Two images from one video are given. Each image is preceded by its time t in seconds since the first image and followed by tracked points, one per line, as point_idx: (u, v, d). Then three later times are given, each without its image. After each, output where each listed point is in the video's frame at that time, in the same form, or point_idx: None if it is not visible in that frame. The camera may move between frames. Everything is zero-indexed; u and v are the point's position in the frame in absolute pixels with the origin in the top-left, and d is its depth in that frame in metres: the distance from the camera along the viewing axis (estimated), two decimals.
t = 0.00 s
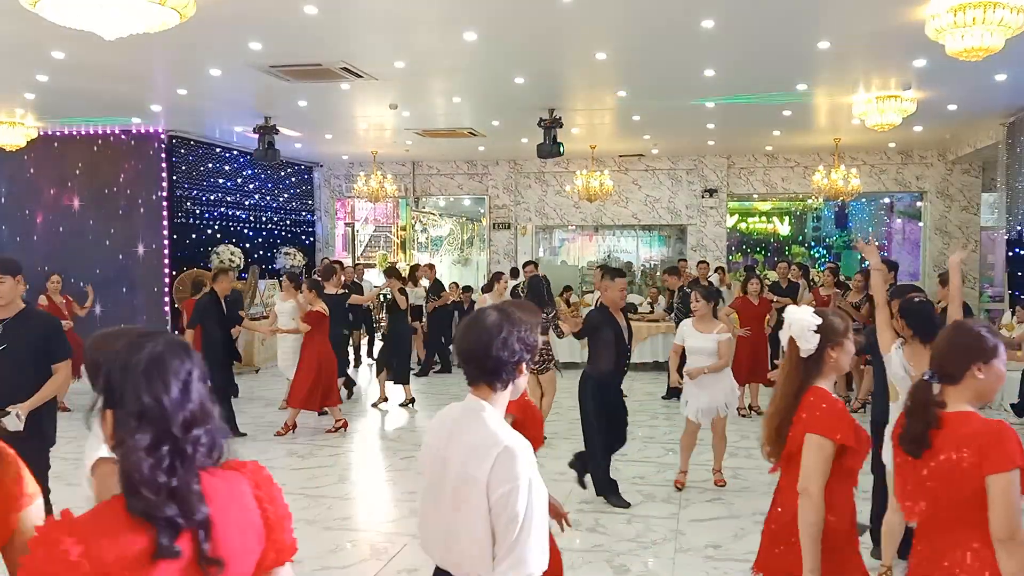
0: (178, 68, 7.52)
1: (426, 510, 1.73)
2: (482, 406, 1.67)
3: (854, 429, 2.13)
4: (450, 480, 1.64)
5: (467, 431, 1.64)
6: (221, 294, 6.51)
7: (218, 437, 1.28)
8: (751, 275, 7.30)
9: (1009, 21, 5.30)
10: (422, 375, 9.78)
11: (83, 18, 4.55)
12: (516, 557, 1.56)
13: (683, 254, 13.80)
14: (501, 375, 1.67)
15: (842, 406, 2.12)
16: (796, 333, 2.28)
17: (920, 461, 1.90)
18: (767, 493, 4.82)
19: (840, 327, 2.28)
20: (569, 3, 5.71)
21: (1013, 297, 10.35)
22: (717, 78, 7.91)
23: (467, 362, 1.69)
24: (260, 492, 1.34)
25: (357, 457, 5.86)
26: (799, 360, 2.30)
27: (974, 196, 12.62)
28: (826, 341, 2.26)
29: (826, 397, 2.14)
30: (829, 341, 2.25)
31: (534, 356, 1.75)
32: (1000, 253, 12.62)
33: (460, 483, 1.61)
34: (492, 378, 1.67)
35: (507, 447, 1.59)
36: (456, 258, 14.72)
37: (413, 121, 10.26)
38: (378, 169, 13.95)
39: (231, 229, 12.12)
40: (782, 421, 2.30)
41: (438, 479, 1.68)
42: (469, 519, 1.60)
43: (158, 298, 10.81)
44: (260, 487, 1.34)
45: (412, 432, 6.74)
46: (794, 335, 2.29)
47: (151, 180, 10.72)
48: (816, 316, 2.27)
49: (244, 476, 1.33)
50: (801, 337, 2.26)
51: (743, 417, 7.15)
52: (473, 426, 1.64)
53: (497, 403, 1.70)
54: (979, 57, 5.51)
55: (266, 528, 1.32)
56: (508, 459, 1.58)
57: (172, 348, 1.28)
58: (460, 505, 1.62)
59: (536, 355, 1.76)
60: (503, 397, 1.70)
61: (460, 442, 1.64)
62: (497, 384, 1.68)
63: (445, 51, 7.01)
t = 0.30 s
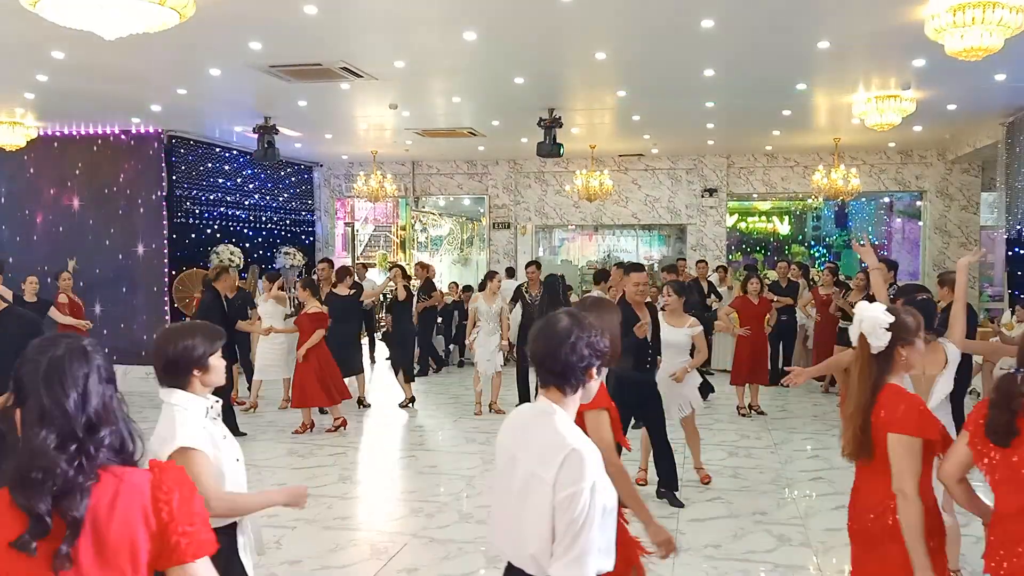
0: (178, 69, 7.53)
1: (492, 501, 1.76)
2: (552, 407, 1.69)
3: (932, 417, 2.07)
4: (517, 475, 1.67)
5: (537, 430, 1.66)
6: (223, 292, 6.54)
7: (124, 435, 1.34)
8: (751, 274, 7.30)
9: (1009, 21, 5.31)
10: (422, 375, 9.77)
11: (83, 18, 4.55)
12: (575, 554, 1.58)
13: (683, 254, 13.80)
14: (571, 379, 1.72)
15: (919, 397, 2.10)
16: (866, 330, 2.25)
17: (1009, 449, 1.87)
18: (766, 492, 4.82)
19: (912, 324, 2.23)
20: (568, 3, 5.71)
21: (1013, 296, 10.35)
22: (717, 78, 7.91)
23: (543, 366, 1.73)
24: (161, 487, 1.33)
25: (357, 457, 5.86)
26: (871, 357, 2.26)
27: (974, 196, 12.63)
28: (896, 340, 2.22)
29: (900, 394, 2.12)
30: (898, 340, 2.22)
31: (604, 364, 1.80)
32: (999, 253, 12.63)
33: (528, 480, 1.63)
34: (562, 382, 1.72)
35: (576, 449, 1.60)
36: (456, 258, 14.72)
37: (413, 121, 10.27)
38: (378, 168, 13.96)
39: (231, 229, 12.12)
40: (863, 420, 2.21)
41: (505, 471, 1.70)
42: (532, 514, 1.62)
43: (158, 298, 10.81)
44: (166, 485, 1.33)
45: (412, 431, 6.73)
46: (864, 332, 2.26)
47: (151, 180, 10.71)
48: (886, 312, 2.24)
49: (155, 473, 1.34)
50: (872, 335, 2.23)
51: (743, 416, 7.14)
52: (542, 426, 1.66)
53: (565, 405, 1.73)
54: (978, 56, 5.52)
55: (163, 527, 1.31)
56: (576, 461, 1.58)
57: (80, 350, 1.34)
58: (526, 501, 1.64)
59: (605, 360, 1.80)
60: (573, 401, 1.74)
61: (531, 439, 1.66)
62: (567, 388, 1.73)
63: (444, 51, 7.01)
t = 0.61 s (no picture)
0: (178, 69, 7.54)
1: (582, 501, 1.74)
2: (636, 401, 1.65)
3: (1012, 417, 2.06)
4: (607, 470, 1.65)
5: (624, 424, 1.63)
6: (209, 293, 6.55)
7: (68, 421, 1.44)
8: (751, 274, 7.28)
9: (1009, 21, 5.30)
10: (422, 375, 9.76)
11: (83, 18, 4.55)
12: (682, 547, 1.53)
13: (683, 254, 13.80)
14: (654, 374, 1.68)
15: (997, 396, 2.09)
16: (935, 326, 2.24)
17: None
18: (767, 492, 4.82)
19: (983, 323, 2.25)
20: (569, 3, 5.72)
21: (1013, 296, 10.35)
22: (717, 78, 7.92)
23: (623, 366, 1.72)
24: (104, 472, 1.46)
25: (357, 457, 5.86)
26: (937, 352, 2.24)
27: (973, 196, 12.63)
28: (963, 337, 2.23)
29: (974, 392, 2.14)
30: (967, 337, 2.23)
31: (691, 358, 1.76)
32: (999, 253, 12.63)
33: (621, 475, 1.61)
34: (644, 375, 1.69)
35: (667, 440, 1.56)
36: (456, 258, 14.72)
37: (413, 121, 10.28)
38: (378, 168, 13.98)
39: (231, 228, 12.12)
40: (922, 413, 2.19)
41: (592, 470, 1.69)
42: (628, 510, 1.60)
43: (158, 297, 10.81)
44: (103, 468, 1.46)
45: (413, 431, 6.73)
46: (931, 329, 2.25)
47: (151, 180, 10.72)
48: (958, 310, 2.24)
49: (92, 457, 1.46)
50: (941, 332, 2.22)
51: (742, 416, 7.14)
52: (628, 421, 1.63)
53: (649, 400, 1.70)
54: (978, 56, 5.52)
55: (102, 507, 1.45)
56: (668, 453, 1.55)
57: (35, 335, 1.43)
58: (622, 497, 1.61)
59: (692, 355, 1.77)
60: (657, 394, 1.71)
61: (617, 434, 1.64)
62: (649, 381, 1.69)
63: (444, 51, 7.02)
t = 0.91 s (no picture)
0: (179, 69, 7.55)
1: (661, 504, 1.84)
2: (711, 399, 1.76)
3: None
4: (691, 470, 1.75)
5: (700, 424, 1.74)
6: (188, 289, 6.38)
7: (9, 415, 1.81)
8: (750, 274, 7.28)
9: (1009, 21, 5.29)
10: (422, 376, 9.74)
11: (83, 18, 4.55)
12: (772, 540, 1.64)
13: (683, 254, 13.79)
14: (727, 373, 1.76)
15: None
16: (988, 324, 2.47)
17: None
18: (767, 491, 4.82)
19: None
20: (569, 3, 5.72)
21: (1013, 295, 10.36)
22: (717, 78, 7.93)
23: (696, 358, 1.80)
24: (31, 464, 1.83)
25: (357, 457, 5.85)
26: (993, 349, 2.46)
27: (973, 196, 12.64)
28: (1019, 334, 2.44)
29: None
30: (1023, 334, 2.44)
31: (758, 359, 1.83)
32: (999, 253, 12.64)
33: (707, 474, 1.71)
34: (715, 376, 1.77)
35: (752, 438, 1.67)
36: (456, 258, 14.71)
37: (413, 121, 10.29)
38: (378, 168, 13.98)
39: (231, 228, 12.12)
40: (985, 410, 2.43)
41: (674, 473, 1.79)
42: (717, 507, 1.70)
43: (158, 297, 10.81)
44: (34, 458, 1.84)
45: (413, 431, 6.73)
46: (987, 325, 2.48)
47: (151, 180, 10.72)
48: (1011, 308, 2.45)
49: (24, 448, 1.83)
50: (996, 328, 2.44)
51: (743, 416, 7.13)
52: (705, 420, 1.74)
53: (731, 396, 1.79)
54: (977, 56, 5.52)
55: (29, 493, 1.82)
56: (750, 448, 1.66)
57: None
58: (708, 495, 1.71)
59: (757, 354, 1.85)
60: (727, 395, 1.79)
61: (700, 436, 1.74)
62: (720, 382, 1.77)
63: (444, 51, 7.02)
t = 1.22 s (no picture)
0: (179, 69, 7.55)
1: (717, 481, 1.95)
2: (773, 388, 1.84)
3: None
4: (747, 451, 1.85)
5: (760, 408, 1.83)
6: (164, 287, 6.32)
7: None
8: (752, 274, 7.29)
9: (1009, 21, 5.30)
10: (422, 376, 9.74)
11: (83, 19, 4.55)
12: (818, 517, 1.73)
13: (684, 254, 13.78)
14: (789, 363, 1.86)
15: None
16: None
17: None
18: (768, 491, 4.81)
19: None
20: (569, 3, 5.73)
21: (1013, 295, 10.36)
22: (717, 78, 7.94)
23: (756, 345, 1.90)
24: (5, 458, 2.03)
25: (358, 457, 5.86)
26: None
27: (973, 196, 12.64)
28: None
29: None
30: None
31: (821, 351, 1.90)
32: (1000, 253, 12.63)
33: (761, 455, 1.81)
34: (775, 365, 1.87)
35: (807, 422, 1.75)
36: (456, 258, 14.71)
37: (413, 121, 10.30)
38: (378, 169, 13.99)
39: (232, 228, 12.12)
40: None
41: (731, 454, 1.89)
42: (768, 486, 1.79)
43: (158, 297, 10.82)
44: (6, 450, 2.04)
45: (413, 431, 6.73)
46: None
47: (151, 180, 10.72)
48: None
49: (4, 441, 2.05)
50: None
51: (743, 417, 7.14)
52: (766, 405, 1.83)
53: (797, 382, 1.89)
54: (978, 56, 5.52)
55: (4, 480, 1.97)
56: (805, 432, 1.74)
57: None
58: (760, 475, 1.81)
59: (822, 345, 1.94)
60: (788, 382, 1.88)
61: (758, 419, 1.83)
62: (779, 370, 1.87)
63: (444, 51, 7.02)
